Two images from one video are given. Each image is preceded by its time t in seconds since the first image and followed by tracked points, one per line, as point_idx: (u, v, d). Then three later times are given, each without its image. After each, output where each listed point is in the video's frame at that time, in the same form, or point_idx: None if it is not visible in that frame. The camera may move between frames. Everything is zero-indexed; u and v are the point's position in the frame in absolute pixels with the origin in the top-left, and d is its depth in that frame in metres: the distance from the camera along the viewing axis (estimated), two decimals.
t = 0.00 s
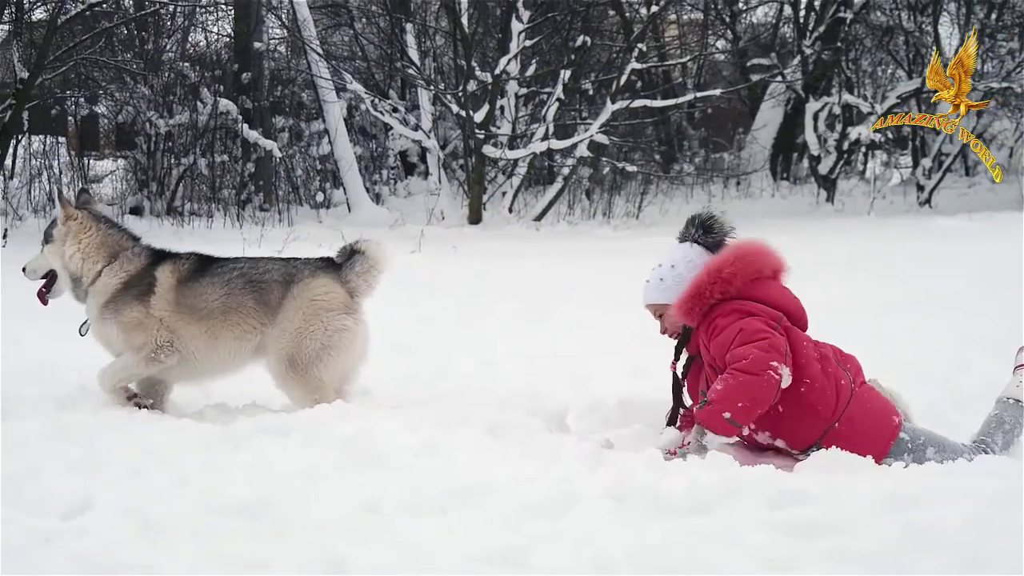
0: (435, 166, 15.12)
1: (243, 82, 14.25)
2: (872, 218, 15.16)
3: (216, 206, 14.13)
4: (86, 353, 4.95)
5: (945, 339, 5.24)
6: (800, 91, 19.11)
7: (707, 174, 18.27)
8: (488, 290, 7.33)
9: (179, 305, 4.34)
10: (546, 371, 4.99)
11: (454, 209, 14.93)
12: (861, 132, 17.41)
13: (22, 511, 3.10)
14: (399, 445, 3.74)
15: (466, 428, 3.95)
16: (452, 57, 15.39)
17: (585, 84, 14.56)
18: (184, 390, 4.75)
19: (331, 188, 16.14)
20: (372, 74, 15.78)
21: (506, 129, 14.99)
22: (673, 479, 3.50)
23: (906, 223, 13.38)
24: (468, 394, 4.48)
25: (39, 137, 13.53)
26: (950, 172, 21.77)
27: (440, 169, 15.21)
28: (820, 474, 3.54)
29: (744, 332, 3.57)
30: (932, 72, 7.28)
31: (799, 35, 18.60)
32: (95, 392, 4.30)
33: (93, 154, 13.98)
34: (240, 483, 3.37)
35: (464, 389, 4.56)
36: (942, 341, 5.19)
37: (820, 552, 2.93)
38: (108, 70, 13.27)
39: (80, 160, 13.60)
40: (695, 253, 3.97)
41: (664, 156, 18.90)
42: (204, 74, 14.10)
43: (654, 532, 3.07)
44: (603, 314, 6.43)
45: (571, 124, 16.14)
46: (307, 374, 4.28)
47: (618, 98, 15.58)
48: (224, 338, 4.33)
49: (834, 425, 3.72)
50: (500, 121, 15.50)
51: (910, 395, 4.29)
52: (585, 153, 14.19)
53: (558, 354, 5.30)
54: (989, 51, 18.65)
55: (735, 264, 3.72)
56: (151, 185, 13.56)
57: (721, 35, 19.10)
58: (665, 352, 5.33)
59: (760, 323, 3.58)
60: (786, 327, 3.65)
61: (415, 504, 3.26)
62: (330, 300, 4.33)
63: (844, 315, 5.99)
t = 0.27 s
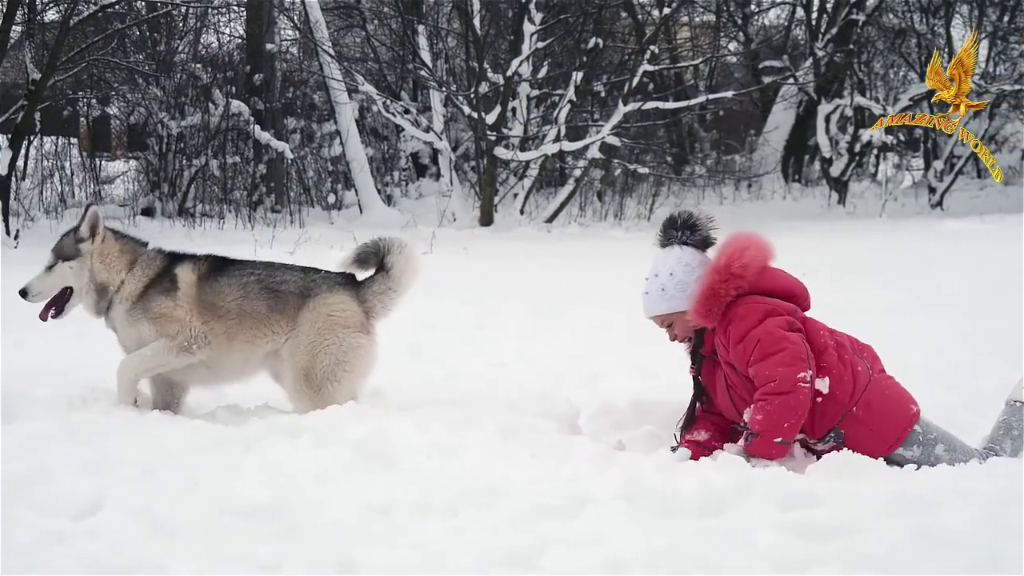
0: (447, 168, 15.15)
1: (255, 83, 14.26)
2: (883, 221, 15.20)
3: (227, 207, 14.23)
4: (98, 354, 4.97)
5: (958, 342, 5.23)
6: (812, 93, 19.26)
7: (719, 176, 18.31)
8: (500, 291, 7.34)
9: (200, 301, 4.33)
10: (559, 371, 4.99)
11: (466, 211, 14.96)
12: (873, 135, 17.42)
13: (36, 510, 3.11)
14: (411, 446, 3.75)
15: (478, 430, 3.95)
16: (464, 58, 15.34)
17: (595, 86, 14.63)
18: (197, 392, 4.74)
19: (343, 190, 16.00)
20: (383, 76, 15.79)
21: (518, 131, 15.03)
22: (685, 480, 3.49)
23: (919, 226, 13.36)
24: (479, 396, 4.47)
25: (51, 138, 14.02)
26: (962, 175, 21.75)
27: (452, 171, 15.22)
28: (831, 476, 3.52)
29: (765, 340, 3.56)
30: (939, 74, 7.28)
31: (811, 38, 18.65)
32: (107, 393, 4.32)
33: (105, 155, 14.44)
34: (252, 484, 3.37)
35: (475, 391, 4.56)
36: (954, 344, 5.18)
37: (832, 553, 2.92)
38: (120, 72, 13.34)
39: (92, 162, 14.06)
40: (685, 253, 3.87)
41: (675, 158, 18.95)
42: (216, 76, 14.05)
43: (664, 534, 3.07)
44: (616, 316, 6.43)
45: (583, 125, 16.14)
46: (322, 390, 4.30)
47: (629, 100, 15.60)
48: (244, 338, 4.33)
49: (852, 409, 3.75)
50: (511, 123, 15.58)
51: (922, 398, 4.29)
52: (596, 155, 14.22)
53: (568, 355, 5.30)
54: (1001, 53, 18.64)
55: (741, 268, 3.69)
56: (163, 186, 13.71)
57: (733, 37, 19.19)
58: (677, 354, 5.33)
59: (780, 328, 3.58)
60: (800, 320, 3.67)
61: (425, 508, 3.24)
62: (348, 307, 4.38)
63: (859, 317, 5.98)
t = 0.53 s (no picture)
0: (456, 169, 15.17)
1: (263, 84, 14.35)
2: (892, 221, 15.20)
3: (236, 208, 14.21)
4: (106, 354, 4.97)
5: (967, 343, 5.23)
6: (819, 93, 19.28)
7: (727, 177, 18.32)
8: (510, 291, 7.35)
9: (221, 294, 4.41)
10: (567, 371, 4.99)
11: (474, 212, 14.99)
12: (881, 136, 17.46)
13: (46, 510, 3.11)
14: (419, 447, 3.74)
15: (487, 431, 3.95)
16: (472, 59, 15.33)
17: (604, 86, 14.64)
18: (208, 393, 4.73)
19: (350, 191, 16.28)
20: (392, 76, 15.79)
21: (526, 132, 15.05)
22: (693, 481, 3.49)
23: (928, 227, 13.34)
24: (487, 397, 4.47)
25: (60, 139, 14.40)
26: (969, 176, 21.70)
27: (460, 171, 15.23)
28: (840, 478, 3.51)
29: (776, 335, 3.56)
30: (942, 75, 7.29)
31: (819, 39, 18.65)
32: (115, 393, 4.32)
33: (113, 156, 14.67)
34: (260, 484, 3.37)
35: (483, 392, 4.56)
36: (963, 345, 5.18)
37: (841, 555, 2.91)
38: (128, 73, 13.34)
39: (99, 162, 14.28)
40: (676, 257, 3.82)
41: (683, 158, 18.97)
42: (225, 77, 14.06)
43: (672, 535, 3.06)
44: (625, 316, 6.44)
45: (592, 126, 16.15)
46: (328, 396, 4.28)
47: (637, 100, 15.60)
48: (260, 335, 4.35)
49: (868, 387, 3.73)
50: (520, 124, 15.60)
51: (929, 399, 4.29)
52: (604, 156, 14.23)
53: (576, 355, 5.30)
54: (1010, 54, 18.62)
55: (748, 264, 3.68)
56: (172, 187, 13.67)
57: (741, 38, 19.24)
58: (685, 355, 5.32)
59: (790, 321, 3.58)
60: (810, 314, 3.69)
61: (434, 509, 3.24)
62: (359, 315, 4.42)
63: (868, 318, 5.98)
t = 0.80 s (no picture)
0: (469, 171, 15.15)
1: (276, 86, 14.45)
2: (905, 223, 15.18)
3: (248, 209, 14.28)
4: (120, 354, 4.99)
5: (984, 345, 5.21)
6: (832, 95, 19.28)
7: (739, 178, 18.31)
8: (525, 294, 7.34)
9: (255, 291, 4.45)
10: (581, 373, 4.99)
11: (487, 213, 15.00)
12: (894, 137, 17.45)
13: (63, 511, 3.12)
14: (434, 450, 3.74)
15: (501, 433, 3.95)
16: (485, 61, 15.30)
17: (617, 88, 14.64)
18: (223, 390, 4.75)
19: (365, 193, 16.00)
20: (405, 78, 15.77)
21: (539, 134, 15.03)
22: (707, 483, 3.49)
23: (943, 229, 13.28)
24: (502, 399, 4.47)
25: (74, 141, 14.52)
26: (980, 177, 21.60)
27: (473, 173, 15.22)
28: (855, 481, 3.50)
29: (793, 331, 3.60)
30: (945, 76, 7.30)
31: (831, 40, 18.63)
32: (129, 394, 4.33)
33: (128, 158, 14.74)
34: (275, 486, 3.37)
35: (497, 394, 4.56)
36: (980, 348, 5.16)
37: (855, 556, 2.90)
38: (142, 74, 13.36)
39: (114, 163, 14.42)
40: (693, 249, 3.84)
41: (696, 159, 18.95)
42: (238, 79, 14.27)
43: (686, 537, 3.06)
44: (640, 318, 6.43)
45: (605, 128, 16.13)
46: (348, 390, 4.33)
47: (652, 102, 15.58)
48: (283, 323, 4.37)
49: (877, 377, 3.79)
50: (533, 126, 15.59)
51: (943, 401, 4.28)
52: (617, 157, 14.22)
53: (589, 357, 5.30)
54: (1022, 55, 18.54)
55: (770, 260, 3.72)
56: (185, 189, 13.64)
57: (754, 40, 19.26)
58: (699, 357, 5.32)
59: (808, 316, 3.62)
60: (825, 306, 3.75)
61: (448, 511, 3.23)
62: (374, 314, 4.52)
63: (885, 321, 5.95)
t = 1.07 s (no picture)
0: (477, 173, 15.15)
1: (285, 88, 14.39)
2: (913, 225, 15.18)
3: (257, 212, 14.09)
4: (128, 356, 4.99)
5: (994, 347, 5.19)
6: (842, 97, 19.26)
7: (748, 180, 18.29)
8: (534, 296, 7.33)
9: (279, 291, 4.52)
10: (589, 375, 4.98)
11: (496, 215, 15.00)
12: (904, 139, 17.46)
13: (71, 512, 3.12)
14: (442, 452, 3.73)
15: (509, 435, 3.94)
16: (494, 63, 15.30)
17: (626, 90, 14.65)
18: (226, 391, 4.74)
19: (372, 195, 16.21)
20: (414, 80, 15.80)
21: (548, 136, 15.01)
22: (716, 486, 3.48)
23: (953, 231, 13.27)
24: (509, 402, 4.46)
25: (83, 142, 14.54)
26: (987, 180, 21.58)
27: (482, 175, 15.21)
28: (862, 483, 3.50)
29: (806, 331, 3.62)
30: (945, 76, 7.31)
31: (840, 42, 18.61)
32: (137, 396, 4.33)
33: (135, 160, 14.67)
34: (283, 488, 3.37)
35: (505, 396, 4.55)
36: (990, 350, 5.14)
37: (864, 559, 2.90)
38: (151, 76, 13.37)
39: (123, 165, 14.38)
40: (710, 245, 3.80)
41: (704, 161, 18.95)
42: (247, 80, 14.17)
43: (694, 539, 3.05)
44: (649, 320, 6.42)
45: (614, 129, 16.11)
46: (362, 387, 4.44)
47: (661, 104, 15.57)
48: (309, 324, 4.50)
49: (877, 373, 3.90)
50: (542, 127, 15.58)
51: (952, 403, 4.27)
52: (626, 159, 14.22)
53: (597, 359, 5.29)
54: None
55: (790, 258, 3.71)
56: (194, 191, 13.63)
57: (764, 41, 19.23)
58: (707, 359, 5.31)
59: (823, 317, 3.64)
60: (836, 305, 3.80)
61: (456, 514, 3.23)
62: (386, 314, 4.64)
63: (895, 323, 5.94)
